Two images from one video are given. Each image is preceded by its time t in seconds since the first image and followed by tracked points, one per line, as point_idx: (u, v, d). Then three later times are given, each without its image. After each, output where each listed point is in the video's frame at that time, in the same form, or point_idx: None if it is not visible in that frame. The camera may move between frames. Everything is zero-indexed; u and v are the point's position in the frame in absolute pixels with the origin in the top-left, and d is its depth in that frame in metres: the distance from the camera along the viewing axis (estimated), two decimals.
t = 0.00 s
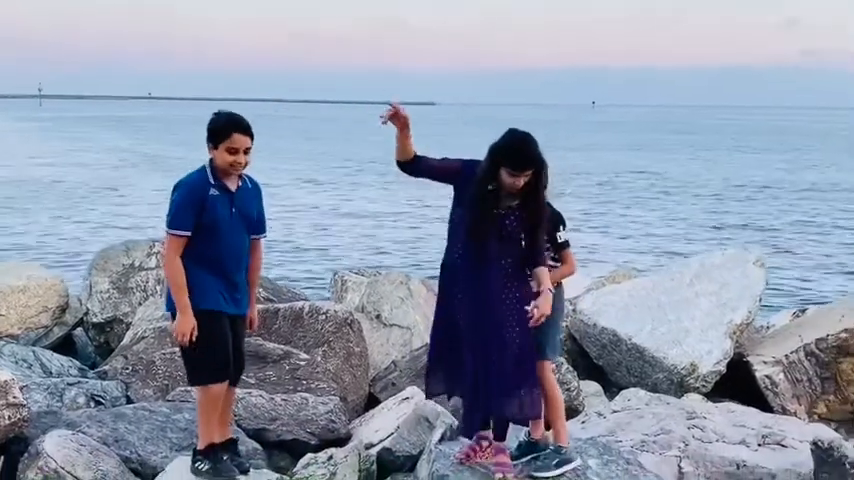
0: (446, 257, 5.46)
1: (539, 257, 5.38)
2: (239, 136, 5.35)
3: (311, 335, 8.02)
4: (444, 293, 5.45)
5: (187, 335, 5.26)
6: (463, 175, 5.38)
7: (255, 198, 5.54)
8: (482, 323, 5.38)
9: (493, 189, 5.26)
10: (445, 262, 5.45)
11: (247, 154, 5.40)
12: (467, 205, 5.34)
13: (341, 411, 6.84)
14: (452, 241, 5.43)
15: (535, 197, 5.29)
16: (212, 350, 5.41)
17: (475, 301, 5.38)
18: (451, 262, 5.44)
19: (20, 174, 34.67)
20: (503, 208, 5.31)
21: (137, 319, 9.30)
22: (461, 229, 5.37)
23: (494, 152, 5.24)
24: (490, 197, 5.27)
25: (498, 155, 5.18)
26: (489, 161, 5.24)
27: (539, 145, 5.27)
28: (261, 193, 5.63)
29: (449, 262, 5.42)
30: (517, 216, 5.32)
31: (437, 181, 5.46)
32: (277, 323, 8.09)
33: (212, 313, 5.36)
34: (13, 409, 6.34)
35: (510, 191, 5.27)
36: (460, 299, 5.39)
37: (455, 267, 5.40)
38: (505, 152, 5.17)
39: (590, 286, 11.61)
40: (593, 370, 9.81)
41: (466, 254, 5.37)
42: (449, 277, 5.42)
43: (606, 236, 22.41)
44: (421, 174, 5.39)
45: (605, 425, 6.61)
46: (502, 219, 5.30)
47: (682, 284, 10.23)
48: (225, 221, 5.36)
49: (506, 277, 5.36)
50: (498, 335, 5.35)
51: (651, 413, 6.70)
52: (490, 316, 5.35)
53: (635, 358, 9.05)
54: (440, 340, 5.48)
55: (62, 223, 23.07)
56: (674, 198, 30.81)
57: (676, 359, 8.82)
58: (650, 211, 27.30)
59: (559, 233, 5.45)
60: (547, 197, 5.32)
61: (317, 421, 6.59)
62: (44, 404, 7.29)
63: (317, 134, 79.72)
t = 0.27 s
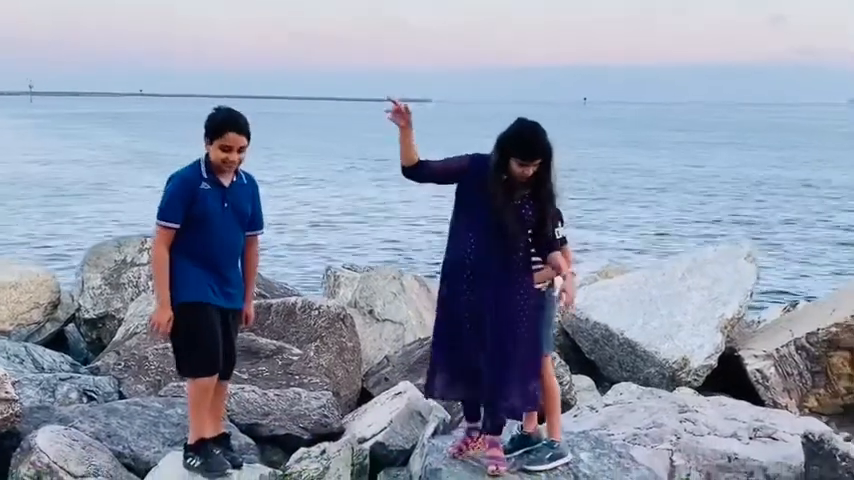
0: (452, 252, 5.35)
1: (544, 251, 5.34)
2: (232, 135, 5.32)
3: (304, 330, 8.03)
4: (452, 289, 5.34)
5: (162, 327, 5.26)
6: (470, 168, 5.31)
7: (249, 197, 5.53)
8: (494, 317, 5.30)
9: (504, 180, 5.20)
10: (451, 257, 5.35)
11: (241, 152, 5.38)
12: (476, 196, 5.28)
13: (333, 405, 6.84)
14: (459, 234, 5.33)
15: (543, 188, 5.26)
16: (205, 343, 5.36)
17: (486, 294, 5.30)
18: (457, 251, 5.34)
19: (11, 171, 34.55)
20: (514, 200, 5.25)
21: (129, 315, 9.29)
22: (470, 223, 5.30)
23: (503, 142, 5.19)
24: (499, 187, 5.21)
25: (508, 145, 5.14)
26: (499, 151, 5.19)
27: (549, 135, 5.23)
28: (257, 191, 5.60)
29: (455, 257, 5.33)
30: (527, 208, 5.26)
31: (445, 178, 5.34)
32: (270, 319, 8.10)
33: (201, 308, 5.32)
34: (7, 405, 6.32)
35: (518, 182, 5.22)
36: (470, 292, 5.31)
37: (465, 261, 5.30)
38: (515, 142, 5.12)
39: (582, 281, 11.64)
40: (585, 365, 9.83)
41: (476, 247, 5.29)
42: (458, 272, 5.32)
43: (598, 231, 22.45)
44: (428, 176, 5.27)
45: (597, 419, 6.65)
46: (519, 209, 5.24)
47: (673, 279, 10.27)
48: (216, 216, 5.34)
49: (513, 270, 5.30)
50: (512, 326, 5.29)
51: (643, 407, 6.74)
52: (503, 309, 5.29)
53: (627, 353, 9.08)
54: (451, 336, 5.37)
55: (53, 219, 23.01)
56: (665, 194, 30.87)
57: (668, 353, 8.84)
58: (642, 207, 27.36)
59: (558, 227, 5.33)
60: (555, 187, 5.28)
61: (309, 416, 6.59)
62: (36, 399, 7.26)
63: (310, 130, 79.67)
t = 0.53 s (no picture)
0: (460, 247, 5.28)
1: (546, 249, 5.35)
2: (221, 133, 5.30)
3: (297, 327, 8.03)
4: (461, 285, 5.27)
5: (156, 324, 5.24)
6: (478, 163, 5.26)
7: (243, 193, 5.49)
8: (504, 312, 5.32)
9: (515, 177, 5.18)
10: (460, 253, 5.27)
11: (231, 149, 5.35)
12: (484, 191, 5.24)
13: (327, 402, 6.84)
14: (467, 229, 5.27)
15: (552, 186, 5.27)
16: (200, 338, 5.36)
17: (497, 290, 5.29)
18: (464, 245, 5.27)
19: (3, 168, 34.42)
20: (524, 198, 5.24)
21: (122, 312, 9.27)
22: (480, 219, 5.25)
23: (515, 140, 5.18)
24: (511, 185, 5.19)
25: (522, 143, 5.13)
26: (512, 149, 5.17)
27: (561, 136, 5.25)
28: (251, 186, 5.56)
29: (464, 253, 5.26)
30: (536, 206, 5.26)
31: (453, 169, 5.28)
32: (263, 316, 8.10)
33: (191, 301, 5.30)
34: None
35: (529, 180, 5.21)
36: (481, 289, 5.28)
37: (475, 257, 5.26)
38: (530, 140, 5.12)
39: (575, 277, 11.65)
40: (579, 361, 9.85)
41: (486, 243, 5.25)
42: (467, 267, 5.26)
43: (591, 228, 22.46)
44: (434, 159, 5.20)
45: (589, 415, 6.67)
46: (529, 208, 5.24)
47: (666, 275, 10.30)
48: (207, 211, 5.32)
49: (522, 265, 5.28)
50: (522, 321, 5.35)
51: (636, 402, 6.76)
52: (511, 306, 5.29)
53: (620, 348, 9.10)
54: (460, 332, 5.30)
55: (45, 216, 22.94)
56: (658, 190, 30.91)
57: (661, 349, 8.86)
58: (635, 203, 27.39)
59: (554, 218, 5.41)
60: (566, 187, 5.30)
61: (303, 412, 6.59)
62: (29, 397, 7.25)
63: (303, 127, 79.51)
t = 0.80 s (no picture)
0: (472, 248, 5.23)
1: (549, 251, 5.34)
2: (208, 133, 5.22)
3: (291, 323, 8.03)
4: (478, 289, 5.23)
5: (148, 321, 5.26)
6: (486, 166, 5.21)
7: (235, 189, 5.44)
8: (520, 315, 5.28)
9: (526, 178, 5.15)
10: (473, 256, 5.22)
11: (220, 148, 5.28)
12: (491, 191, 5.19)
13: (321, 399, 6.84)
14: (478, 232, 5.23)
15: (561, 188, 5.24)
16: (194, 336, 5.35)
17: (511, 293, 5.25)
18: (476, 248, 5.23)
19: None
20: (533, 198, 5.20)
21: (115, 310, 9.26)
22: (492, 222, 5.20)
23: (525, 139, 5.13)
24: (521, 185, 5.14)
25: (532, 144, 5.09)
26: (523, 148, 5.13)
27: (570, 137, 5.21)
28: (245, 182, 5.52)
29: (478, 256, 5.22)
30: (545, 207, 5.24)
31: (462, 166, 5.24)
32: (257, 313, 8.09)
33: (182, 299, 5.29)
34: None
35: (537, 182, 5.17)
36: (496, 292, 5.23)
37: (489, 260, 5.20)
38: (541, 142, 5.09)
39: (568, 274, 11.67)
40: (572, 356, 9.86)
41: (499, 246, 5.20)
42: (481, 271, 5.22)
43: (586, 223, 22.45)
44: (439, 156, 5.20)
45: (584, 410, 6.69)
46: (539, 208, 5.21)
47: (660, 271, 10.33)
48: (199, 208, 5.30)
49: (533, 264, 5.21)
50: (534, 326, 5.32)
51: (630, 397, 6.78)
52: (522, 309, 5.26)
53: (614, 344, 9.11)
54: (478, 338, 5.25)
55: (37, 214, 22.85)
56: (652, 186, 30.93)
57: (655, 344, 8.88)
58: (629, 199, 27.41)
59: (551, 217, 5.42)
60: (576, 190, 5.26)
61: (298, 410, 6.59)
62: (23, 395, 7.25)
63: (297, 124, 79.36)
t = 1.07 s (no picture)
0: (498, 255, 5.13)
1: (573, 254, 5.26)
2: (193, 134, 5.15)
3: (285, 321, 8.02)
4: (500, 297, 5.14)
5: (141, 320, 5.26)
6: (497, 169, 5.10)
7: (225, 185, 5.39)
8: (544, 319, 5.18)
9: (536, 179, 5.06)
10: (499, 262, 5.13)
11: (206, 149, 5.20)
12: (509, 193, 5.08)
13: (316, 395, 6.84)
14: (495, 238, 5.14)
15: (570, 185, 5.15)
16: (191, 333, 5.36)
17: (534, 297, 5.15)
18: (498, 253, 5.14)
19: None
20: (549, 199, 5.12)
21: (109, 308, 9.24)
22: (507, 226, 5.12)
23: (533, 139, 5.02)
24: (534, 187, 5.06)
25: (541, 143, 4.98)
26: (532, 149, 5.00)
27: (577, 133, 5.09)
28: (236, 178, 5.47)
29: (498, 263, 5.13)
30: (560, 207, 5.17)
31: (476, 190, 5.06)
32: (251, 310, 8.08)
33: (171, 298, 5.26)
34: None
35: (548, 181, 5.08)
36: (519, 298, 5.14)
37: (510, 266, 5.12)
38: (549, 141, 4.96)
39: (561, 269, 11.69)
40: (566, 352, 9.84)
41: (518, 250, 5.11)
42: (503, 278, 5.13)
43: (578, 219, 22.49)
44: (451, 192, 4.94)
45: (578, 405, 6.70)
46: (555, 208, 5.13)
47: (653, 267, 10.35)
48: (190, 208, 5.25)
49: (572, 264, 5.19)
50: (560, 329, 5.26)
51: (624, 393, 6.79)
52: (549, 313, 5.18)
53: (608, 339, 9.08)
54: (501, 346, 5.17)
55: (30, 212, 22.80)
56: (645, 182, 30.99)
57: (648, 340, 8.90)
58: (622, 195, 27.46)
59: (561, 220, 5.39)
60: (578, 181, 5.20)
61: (292, 407, 6.58)
62: (16, 393, 7.22)
63: (291, 122, 79.28)
